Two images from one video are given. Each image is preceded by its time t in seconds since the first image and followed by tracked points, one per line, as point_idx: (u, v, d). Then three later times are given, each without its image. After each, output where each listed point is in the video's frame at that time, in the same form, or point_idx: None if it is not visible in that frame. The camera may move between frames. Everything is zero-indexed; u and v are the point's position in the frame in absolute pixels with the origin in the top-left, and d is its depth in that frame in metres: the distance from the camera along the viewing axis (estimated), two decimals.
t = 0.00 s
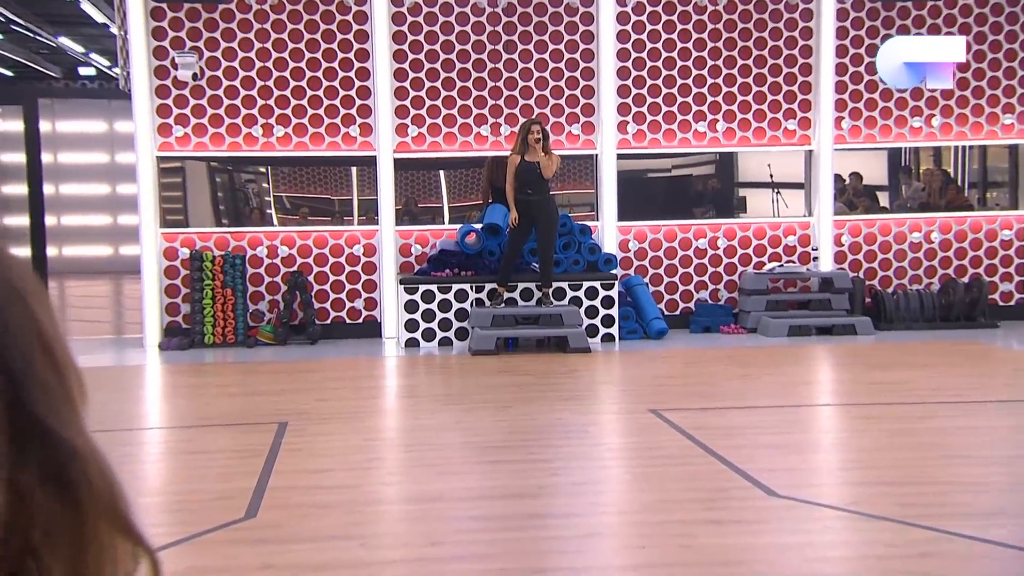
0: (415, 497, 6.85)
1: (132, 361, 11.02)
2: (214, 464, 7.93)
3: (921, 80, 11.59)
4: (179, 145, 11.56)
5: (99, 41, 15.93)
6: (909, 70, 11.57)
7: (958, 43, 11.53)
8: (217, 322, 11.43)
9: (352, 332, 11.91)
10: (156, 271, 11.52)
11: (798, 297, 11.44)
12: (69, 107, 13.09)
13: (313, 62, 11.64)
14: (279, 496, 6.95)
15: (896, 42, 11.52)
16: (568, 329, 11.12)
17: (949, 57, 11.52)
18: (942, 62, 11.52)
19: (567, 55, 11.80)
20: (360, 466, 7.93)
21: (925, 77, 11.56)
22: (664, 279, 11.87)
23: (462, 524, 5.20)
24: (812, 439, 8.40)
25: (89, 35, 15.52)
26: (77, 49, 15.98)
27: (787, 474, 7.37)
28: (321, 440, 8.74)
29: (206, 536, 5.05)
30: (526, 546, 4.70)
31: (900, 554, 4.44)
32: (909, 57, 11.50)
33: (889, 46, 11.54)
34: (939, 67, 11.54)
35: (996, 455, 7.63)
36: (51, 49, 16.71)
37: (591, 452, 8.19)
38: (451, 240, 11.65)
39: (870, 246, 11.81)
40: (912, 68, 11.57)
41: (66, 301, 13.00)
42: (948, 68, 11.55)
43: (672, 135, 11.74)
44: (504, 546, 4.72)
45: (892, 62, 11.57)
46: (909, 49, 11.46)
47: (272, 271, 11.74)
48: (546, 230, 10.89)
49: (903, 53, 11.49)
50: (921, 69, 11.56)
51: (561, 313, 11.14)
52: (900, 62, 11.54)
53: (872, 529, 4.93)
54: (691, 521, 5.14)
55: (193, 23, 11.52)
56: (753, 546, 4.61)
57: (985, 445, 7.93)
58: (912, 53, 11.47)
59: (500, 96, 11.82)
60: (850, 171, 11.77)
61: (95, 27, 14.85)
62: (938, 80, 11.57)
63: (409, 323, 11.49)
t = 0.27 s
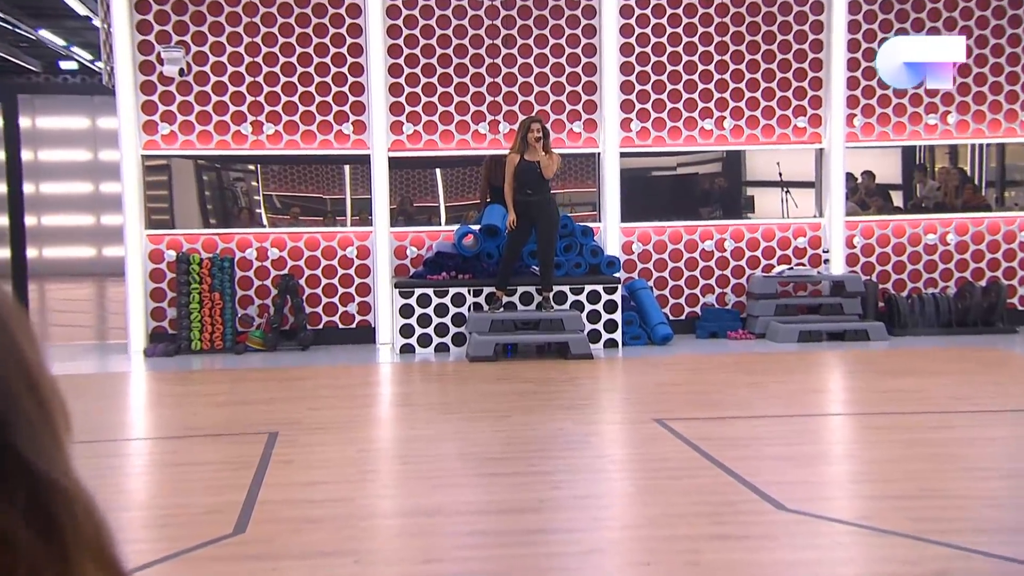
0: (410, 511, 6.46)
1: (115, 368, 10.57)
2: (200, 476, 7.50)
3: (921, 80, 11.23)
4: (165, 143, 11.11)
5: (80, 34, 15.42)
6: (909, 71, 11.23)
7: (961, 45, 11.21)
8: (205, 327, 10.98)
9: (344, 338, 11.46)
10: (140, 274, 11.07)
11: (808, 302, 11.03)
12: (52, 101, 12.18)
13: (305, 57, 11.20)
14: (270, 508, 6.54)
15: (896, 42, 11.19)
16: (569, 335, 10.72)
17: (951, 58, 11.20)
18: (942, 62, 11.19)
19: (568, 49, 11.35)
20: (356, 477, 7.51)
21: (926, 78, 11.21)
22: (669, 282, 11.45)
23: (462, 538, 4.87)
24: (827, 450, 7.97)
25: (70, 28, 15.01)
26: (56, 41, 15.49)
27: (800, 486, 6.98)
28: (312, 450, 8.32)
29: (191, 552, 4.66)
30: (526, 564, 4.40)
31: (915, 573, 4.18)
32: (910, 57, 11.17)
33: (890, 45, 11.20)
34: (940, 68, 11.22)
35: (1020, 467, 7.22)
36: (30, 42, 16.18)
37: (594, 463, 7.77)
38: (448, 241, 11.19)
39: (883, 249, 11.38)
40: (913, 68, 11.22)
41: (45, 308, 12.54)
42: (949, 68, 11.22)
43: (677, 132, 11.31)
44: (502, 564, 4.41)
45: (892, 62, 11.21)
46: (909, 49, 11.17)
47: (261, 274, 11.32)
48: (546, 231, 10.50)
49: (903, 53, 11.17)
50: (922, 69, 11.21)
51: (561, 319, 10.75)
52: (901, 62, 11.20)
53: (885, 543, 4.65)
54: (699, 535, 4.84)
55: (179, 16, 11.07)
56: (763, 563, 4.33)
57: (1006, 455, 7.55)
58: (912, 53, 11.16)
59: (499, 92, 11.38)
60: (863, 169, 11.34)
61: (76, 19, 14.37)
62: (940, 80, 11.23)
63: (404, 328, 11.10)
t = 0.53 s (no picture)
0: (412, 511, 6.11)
1: (100, 374, 10.20)
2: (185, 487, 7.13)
3: (922, 79, 10.87)
4: (151, 142, 10.74)
5: (64, 29, 15.04)
6: (909, 70, 10.85)
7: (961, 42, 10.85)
8: (193, 332, 10.63)
9: (337, 344, 11.11)
10: (126, 278, 10.70)
11: (816, 306, 10.67)
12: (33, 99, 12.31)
13: (296, 53, 10.84)
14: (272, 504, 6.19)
15: (896, 42, 10.80)
16: (569, 340, 10.36)
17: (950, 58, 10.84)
18: (942, 62, 10.83)
19: (568, 45, 11.01)
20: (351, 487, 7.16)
21: (926, 77, 10.86)
22: (673, 286, 11.08)
23: (458, 553, 4.52)
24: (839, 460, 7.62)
25: (55, 24, 14.64)
26: (41, 38, 15.10)
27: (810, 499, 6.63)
28: (303, 460, 7.96)
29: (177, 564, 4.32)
30: None
31: None
32: (910, 57, 10.79)
33: (890, 46, 10.82)
34: (940, 67, 10.86)
35: None
36: (15, 39, 15.80)
37: (596, 474, 7.40)
38: (444, 244, 10.84)
39: (893, 251, 11.02)
40: (912, 68, 10.85)
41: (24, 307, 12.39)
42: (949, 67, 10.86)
43: (681, 131, 10.95)
44: None
45: (892, 62, 10.83)
46: (909, 49, 10.79)
47: (251, 277, 10.96)
48: (546, 234, 10.17)
49: (903, 53, 10.79)
50: (921, 69, 10.85)
51: (561, 323, 10.39)
52: (901, 62, 10.82)
53: (898, 560, 4.33)
54: (700, 550, 4.50)
55: (167, 11, 10.71)
56: None
57: None
58: (912, 52, 10.78)
59: (496, 90, 11.02)
60: (872, 168, 10.98)
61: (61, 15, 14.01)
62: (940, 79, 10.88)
63: (399, 333, 10.74)
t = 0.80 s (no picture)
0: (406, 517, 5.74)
1: (83, 382, 9.82)
2: (170, 500, 6.76)
3: (921, 79, 10.49)
4: (137, 142, 10.36)
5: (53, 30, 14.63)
6: (908, 70, 10.45)
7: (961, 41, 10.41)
8: (180, 339, 10.25)
9: (330, 351, 10.72)
10: (110, 283, 10.32)
11: (825, 312, 10.32)
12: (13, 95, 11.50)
13: (288, 50, 10.46)
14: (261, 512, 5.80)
15: (895, 41, 10.39)
16: (570, 347, 10.00)
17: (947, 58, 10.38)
18: (942, 61, 10.41)
19: (569, 42, 10.63)
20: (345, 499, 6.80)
21: (926, 78, 10.47)
22: (677, 291, 10.70)
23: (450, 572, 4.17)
24: (855, 473, 7.25)
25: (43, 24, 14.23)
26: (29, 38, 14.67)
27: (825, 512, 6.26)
28: (292, 472, 7.59)
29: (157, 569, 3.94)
30: None
31: None
32: (910, 57, 10.38)
33: (890, 46, 10.41)
34: (939, 67, 10.45)
35: None
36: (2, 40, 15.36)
37: (600, 487, 7.02)
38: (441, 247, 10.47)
39: (906, 255, 10.65)
40: (912, 68, 10.46)
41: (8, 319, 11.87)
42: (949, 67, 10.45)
43: (685, 131, 10.58)
44: None
45: (892, 62, 10.41)
46: (909, 49, 10.36)
47: (241, 282, 10.58)
48: (547, 239, 9.81)
49: (903, 53, 10.36)
50: (921, 68, 10.46)
51: (562, 329, 10.03)
52: (900, 62, 10.40)
53: None
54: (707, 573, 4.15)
55: (153, 6, 10.33)
56: None
57: None
58: (913, 53, 10.37)
59: (495, 88, 10.64)
60: (884, 168, 10.61)
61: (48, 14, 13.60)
62: (939, 79, 10.47)
63: (394, 340, 10.38)
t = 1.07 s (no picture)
0: (402, 532, 5.39)
1: (66, 391, 9.46)
2: (154, 514, 6.40)
3: (921, 80, 10.12)
4: (123, 142, 10.00)
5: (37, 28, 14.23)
6: (908, 70, 10.07)
7: (962, 40, 10.04)
8: (168, 346, 9.90)
9: (323, 358, 10.36)
10: (95, 287, 9.96)
11: (836, 318, 9.97)
12: None
13: (279, 47, 10.09)
14: (251, 531, 5.45)
15: (893, 42, 9.99)
16: (572, 354, 9.65)
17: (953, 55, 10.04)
18: (942, 62, 10.05)
19: (571, 39, 10.26)
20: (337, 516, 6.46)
21: (926, 78, 10.12)
22: (683, 296, 10.34)
23: None
24: (870, 485, 6.88)
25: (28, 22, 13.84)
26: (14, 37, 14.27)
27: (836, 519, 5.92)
28: (283, 484, 7.24)
29: None
30: None
31: None
32: (910, 57, 9.98)
33: (890, 47, 10.00)
34: (939, 67, 10.11)
35: None
36: None
37: (603, 501, 6.65)
38: (438, 251, 10.12)
39: (919, 259, 10.30)
40: (912, 68, 10.08)
41: None
42: (950, 66, 10.10)
43: (691, 130, 10.21)
44: None
45: (892, 62, 10.01)
46: (909, 49, 9.97)
47: (230, 286, 10.22)
48: (548, 245, 9.50)
49: (903, 53, 9.96)
50: (921, 69, 10.11)
51: (563, 336, 9.68)
52: (900, 63, 10.00)
53: None
54: None
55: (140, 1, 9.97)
56: None
57: None
58: (913, 53, 9.97)
59: (494, 87, 10.27)
60: (895, 168, 10.26)
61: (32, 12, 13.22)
62: (941, 80, 10.13)
63: (390, 347, 10.04)
